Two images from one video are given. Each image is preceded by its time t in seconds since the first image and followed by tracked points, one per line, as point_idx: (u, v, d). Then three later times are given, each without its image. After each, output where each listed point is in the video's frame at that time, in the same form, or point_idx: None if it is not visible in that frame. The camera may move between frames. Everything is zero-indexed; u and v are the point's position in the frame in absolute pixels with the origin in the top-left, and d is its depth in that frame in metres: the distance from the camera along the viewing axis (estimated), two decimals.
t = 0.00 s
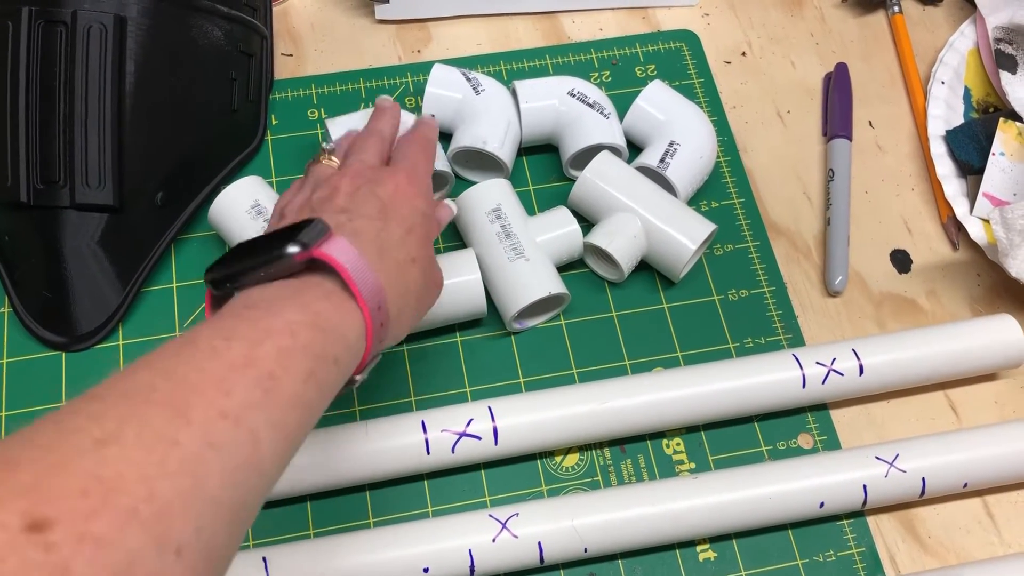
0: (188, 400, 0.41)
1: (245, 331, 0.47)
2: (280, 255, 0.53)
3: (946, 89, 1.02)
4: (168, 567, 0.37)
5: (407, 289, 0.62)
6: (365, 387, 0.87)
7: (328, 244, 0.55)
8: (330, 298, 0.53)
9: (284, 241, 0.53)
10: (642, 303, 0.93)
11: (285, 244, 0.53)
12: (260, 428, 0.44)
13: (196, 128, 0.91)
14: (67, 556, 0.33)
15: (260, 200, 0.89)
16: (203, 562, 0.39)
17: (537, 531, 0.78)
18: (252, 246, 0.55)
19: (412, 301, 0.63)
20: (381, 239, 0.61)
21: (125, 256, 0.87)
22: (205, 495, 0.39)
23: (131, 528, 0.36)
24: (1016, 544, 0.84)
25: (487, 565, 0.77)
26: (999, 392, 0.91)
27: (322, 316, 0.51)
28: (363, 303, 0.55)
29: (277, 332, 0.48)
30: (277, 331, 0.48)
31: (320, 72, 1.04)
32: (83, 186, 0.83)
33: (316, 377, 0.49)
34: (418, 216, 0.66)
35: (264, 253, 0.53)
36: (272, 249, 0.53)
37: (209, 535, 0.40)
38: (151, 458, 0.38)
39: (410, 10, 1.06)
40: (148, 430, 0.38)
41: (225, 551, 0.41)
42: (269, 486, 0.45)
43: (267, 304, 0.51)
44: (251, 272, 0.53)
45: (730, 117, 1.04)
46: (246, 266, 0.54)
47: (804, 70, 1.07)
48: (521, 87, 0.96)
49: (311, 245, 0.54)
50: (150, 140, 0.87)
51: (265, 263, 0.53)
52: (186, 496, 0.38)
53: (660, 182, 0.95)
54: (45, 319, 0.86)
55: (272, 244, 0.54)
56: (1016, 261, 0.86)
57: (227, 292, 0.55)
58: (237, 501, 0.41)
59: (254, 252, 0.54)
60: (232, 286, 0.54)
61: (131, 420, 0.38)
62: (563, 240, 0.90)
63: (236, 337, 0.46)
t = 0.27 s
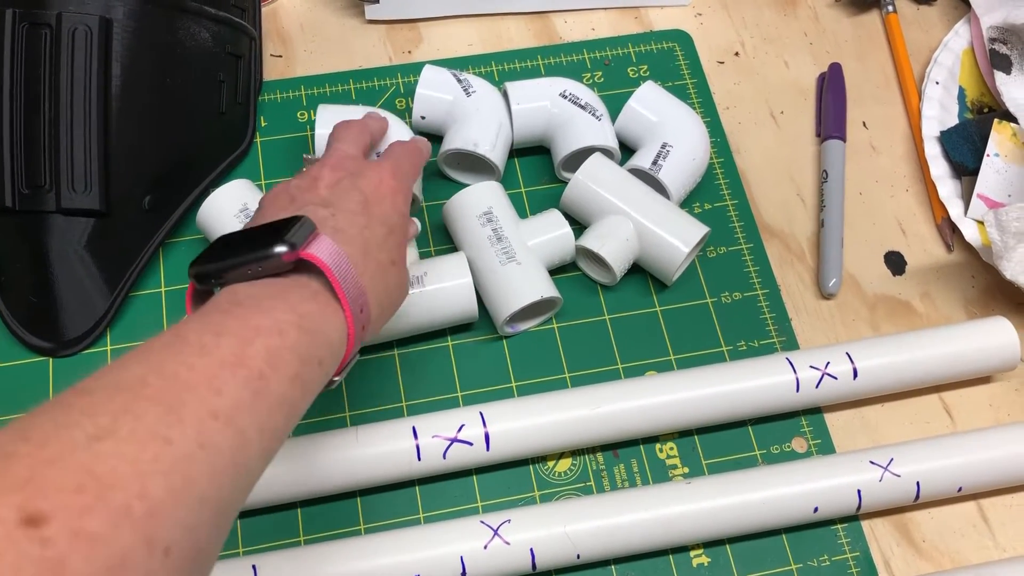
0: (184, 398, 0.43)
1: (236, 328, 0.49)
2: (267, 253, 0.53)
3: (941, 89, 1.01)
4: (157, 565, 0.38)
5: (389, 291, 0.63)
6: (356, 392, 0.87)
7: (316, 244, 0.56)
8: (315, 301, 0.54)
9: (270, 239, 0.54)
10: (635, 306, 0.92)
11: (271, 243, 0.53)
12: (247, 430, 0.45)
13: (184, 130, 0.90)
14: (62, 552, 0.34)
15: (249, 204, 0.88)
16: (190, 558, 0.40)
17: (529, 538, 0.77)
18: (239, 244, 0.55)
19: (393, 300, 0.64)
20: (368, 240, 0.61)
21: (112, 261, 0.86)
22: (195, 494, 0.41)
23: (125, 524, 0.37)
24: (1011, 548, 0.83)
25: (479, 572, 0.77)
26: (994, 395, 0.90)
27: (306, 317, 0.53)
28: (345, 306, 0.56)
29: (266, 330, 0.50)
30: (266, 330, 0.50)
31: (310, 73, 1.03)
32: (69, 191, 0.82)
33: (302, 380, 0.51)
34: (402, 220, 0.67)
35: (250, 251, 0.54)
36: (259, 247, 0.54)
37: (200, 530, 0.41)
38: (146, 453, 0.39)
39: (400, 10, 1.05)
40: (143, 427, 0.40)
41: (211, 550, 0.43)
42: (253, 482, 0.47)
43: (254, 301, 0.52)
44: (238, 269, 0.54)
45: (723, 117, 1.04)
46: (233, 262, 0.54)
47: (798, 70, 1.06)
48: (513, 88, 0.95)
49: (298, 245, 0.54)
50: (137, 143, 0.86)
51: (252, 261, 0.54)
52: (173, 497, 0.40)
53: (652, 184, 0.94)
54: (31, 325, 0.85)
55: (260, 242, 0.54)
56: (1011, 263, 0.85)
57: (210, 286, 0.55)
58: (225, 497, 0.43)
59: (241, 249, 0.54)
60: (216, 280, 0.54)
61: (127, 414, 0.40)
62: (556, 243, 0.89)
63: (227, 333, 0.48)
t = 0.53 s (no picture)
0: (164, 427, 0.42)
1: (223, 349, 0.48)
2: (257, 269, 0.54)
3: (941, 84, 1.01)
4: None
5: (381, 311, 0.63)
6: (358, 388, 0.87)
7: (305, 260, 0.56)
8: (305, 316, 0.54)
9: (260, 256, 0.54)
10: (636, 302, 0.92)
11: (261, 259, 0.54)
12: (235, 454, 0.45)
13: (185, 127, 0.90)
14: None
15: (252, 203, 0.88)
16: None
17: (533, 533, 0.77)
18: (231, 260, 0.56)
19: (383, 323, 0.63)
20: (359, 259, 0.62)
21: (114, 258, 0.87)
22: (177, 526, 0.40)
23: (105, 558, 0.36)
24: (1013, 542, 0.84)
25: (482, 568, 0.77)
26: (995, 390, 0.90)
27: (294, 335, 0.52)
28: (334, 320, 0.55)
29: (253, 351, 0.49)
30: (252, 350, 0.49)
31: (311, 70, 1.03)
32: (71, 188, 0.82)
33: (291, 400, 0.50)
34: (396, 239, 0.68)
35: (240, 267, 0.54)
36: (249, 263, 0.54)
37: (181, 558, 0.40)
38: (129, 483, 0.39)
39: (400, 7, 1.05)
40: (127, 455, 0.39)
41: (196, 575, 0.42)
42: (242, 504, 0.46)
43: (244, 317, 0.52)
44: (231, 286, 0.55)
45: (724, 113, 1.04)
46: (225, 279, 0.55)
47: (799, 66, 1.06)
48: (514, 85, 0.95)
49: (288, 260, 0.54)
50: (139, 140, 0.86)
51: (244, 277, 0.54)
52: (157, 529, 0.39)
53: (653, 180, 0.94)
54: (33, 322, 0.85)
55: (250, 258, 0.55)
56: (1013, 259, 0.86)
57: (198, 300, 0.56)
58: (210, 521, 0.42)
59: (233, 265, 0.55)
60: (204, 294, 0.55)
61: (110, 443, 0.39)
62: (558, 239, 0.89)
63: (214, 355, 0.47)
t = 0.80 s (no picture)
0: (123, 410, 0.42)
1: (188, 328, 0.48)
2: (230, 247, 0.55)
3: (935, 83, 1.02)
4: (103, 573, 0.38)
5: (357, 295, 0.63)
6: (356, 383, 0.87)
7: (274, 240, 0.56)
8: (272, 293, 0.54)
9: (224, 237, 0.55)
10: (632, 299, 0.93)
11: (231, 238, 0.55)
12: (201, 429, 0.45)
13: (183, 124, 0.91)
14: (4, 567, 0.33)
15: (252, 203, 0.88)
16: (140, 565, 0.40)
17: (529, 527, 0.78)
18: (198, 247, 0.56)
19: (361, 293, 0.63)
20: (334, 243, 0.62)
21: (113, 255, 0.87)
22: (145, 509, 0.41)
23: (69, 534, 0.36)
24: (1005, 536, 0.84)
25: (478, 562, 0.78)
26: (988, 385, 0.91)
27: (261, 312, 0.52)
28: (305, 299, 0.56)
29: (219, 328, 0.49)
30: (218, 326, 0.49)
31: (308, 69, 1.03)
32: (71, 185, 0.83)
33: (259, 375, 0.51)
34: (376, 228, 0.68)
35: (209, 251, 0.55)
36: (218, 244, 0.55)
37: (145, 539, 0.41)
38: (92, 459, 0.39)
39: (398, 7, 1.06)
40: (89, 431, 0.39)
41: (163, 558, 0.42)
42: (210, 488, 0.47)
43: (211, 296, 0.52)
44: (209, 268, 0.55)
45: (719, 112, 1.04)
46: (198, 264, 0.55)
47: (794, 64, 1.07)
48: (511, 82, 0.95)
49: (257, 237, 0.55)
50: (138, 138, 0.86)
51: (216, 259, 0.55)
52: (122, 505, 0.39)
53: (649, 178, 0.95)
54: (33, 319, 0.86)
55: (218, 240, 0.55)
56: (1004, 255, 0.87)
57: (168, 285, 0.56)
58: (178, 496, 0.43)
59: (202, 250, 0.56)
60: (173, 278, 0.56)
61: (72, 419, 0.39)
62: (554, 236, 0.90)
63: (179, 334, 0.47)
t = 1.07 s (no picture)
0: (109, 397, 0.41)
1: (171, 319, 0.48)
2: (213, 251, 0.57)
3: (925, 79, 1.03)
4: (91, 555, 0.37)
5: (345, 295, 0.63)
6: (353, 374, 0.88)
7: (260, 241, 0.58)
8: (258, 285, 0.55)
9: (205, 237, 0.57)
10: (626, 292, 0.94)
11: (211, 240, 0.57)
12: (186, 416, 0.44)
13: (182, 119, 0.92)
14: None
15: (249, 197, 0.89)
16: (130, 549, 0.40)
17: (524, 514, 0.79)
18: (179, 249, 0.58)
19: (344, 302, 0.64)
20: (323, 245, 0.63)
21: (112, 248, 0.88)
22: (137, 493, 0.40)
23: (55, 517, 0.36)
24: (994, 524, 0.86)
25: (474, 549, 0.79)
26: (978, 376, 0.92)
27: (245, 304, 0.52)
28: (291, 294, 0.56)
29: (202, 319, 0.49)
30: (202, 318, 0.49)
31: (306, 65, 1.04)
32: (70, 178, 0.84)
33: (243, 364, 0.50)
34: (366, 230, 0.70)
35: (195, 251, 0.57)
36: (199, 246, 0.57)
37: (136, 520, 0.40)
38: (77, 444, 0.38)
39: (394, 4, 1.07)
40: (74, 420, 0.39)
41: (150, 543, 0.42)
42: (199, 475, 0.46)
43: (197, 289, 0.52)
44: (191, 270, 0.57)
45: (713, 107, 1.05)
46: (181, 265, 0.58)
47: (786, 61, 1.08)
48: (507, 78, 0.96)
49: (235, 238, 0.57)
50: (137, 132, 0.87)
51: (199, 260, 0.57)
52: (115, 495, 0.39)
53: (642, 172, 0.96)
54: (32, 311, 0.87)
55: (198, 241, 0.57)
56: (993, 246, 0.88)
57: (157, 286, 0.59)
58: (167, 486, 0.42)
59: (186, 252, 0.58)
60: (162, 278, 0.59)
61: (57, 410, 0.39)
62: (549, 229, 0.91)
63: (160, 326, 0.47)
